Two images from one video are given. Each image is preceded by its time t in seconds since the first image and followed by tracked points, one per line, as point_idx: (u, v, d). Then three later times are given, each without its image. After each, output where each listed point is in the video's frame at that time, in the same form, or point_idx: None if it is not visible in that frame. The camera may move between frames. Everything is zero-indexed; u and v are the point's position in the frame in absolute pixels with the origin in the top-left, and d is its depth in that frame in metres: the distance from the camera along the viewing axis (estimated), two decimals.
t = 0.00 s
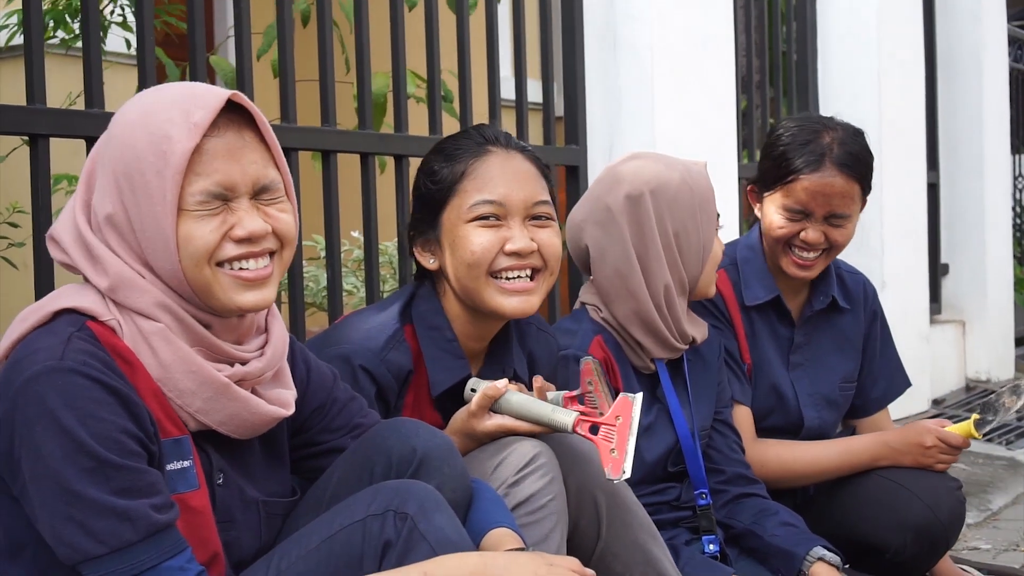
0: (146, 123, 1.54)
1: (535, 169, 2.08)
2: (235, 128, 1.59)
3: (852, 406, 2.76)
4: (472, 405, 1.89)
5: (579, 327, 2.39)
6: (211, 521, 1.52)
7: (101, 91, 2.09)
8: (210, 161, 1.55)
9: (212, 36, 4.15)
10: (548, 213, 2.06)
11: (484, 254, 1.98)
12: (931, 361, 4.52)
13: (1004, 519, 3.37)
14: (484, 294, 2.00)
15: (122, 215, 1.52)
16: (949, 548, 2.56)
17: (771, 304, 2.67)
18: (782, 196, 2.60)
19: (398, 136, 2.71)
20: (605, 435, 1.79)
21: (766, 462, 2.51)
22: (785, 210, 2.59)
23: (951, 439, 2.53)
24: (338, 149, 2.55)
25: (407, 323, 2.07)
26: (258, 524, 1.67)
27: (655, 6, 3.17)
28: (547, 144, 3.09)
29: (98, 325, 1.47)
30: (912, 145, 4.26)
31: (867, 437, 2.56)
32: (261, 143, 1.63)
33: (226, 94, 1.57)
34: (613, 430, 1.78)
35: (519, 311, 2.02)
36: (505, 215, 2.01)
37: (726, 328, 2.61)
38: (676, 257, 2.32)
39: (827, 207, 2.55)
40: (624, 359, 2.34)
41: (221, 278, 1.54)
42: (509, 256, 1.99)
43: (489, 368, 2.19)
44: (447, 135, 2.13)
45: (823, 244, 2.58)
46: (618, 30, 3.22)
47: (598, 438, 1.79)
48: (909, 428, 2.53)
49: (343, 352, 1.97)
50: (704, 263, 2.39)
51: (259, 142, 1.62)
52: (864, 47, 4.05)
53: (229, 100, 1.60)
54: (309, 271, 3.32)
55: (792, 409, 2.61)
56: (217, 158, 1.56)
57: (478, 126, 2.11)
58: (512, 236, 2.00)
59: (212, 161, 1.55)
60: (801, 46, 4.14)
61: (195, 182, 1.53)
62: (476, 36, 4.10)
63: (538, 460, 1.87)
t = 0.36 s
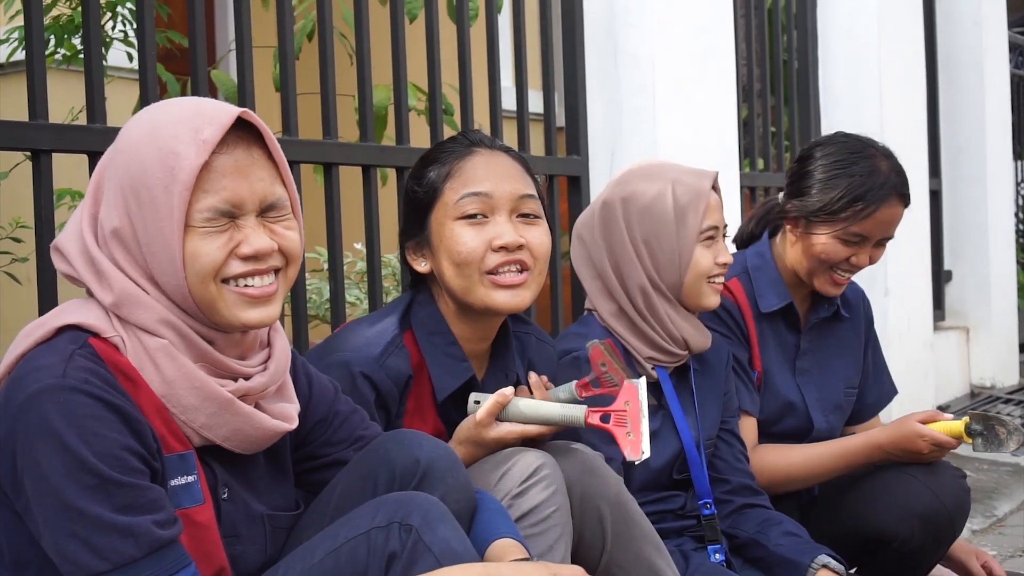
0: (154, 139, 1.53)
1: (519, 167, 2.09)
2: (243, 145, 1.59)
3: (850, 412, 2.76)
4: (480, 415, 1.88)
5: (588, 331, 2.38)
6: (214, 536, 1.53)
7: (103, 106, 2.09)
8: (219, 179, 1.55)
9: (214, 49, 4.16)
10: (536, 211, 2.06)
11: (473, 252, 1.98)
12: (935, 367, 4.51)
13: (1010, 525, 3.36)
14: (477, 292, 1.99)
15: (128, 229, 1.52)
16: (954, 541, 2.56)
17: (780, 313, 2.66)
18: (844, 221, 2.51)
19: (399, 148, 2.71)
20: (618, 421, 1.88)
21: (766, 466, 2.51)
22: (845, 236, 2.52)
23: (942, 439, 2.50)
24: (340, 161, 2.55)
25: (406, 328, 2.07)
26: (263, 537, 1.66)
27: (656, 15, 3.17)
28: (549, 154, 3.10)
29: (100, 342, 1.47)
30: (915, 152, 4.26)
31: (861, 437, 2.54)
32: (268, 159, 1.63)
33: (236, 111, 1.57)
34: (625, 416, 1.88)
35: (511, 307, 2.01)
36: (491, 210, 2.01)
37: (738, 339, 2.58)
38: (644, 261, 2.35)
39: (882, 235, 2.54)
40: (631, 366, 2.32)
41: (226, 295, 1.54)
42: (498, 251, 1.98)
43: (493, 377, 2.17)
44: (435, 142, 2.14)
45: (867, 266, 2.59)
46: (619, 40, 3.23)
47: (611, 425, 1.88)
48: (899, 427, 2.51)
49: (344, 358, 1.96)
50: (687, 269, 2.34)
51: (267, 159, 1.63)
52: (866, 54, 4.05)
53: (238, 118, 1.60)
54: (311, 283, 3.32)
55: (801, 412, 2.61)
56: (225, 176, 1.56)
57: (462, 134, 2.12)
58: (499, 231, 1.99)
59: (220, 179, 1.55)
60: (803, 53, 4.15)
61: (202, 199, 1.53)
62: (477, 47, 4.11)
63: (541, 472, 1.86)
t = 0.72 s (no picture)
0: (142, 163, 1.54)
1: (527, 193, 2.09)
2: (232, 166, 1.60)
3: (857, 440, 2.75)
4: (475, 430, 1.90)
5: (580, 347, 2.42)
6: (209, 557, 1.53)
7: (98, 127, 2.09)
8: (206, 201, 1.55)
9: (210, 70, 4.18)
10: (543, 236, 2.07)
11: (483, 280, 1.98)
12: (931, 383, 4.51)
13: (1008, 541, 3.35)
14: (484, 324, 2.01)
15: (117, 252, 1.52)
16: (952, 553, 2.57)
17: (792, 327, 2.66)
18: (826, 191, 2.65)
19: (395, 167, 2.72)
20: (606, 445, 1.81)
21: (769, 478, 2.50)
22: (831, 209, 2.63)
23: (950, 443, 2.49)
24: (336, 182, 2.55)
25: (409, 352, 2.07)
26: (258, 558, 1.65)
27: (651, 33, 3.19)
28: (544, 173, 3.10)
29: (92, 364, 1.47)
30: (910, 168, 4.27)
31: (868, 445, 2.52)
32: (258, 180, 1.64)
33: (223, 133, 1.58)
34: (615, 440, 1.81)
35: (518, 342, 2.03)
36: (501, 236, 2.01)
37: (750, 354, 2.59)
38: (599, 282, 2.46)
39: (869, 205, 2.63)
40: (620, 380, 2.35)
41: (216, 317, 1.55)
42: (509, 279, 2.00)
43: (495, 398, 2.17)
44: (437, 167, 2.13)
45: (865, 243, 2.64)
46: (613, 58, 3.24)
47: (599, 449, 1.81)
48: (906, 433, 2.49)
49: (345, 381, 1.97)
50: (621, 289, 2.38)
51: (256, 180, 1.63)
52: (860, 72, 4.07)
53: (226, 139, 1.61)
54: (308, 302, 3.33)
55: (810, 428, 2.60)
56: (214, 199, 1.56)
57: (466, 157, 2.12)
58: (509, 258, 2.00)
59: (208, 202, 1.55)
60: (798, 71, 4.17)
61: (191, 222, 1.53)
62: (473, 67, 4.13)
63: (537, 491, 1.86)
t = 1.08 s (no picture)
0: (145, 179, 1.54)
1: (529, 204, 2.09)
2: (234, 183, 1.60)
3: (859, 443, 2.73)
4: (485, 443, 1.89)
5: (585, 354, 2.41)
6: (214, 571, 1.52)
7: (105, 142, 2.10)
8: (208, 218, 1.56)
9: (218, 82, 4.20)
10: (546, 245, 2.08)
11: (488, 291, 1.99)
12: (941, 392, 4.49)
13: (1017, 551, 3.33)
14: (491, 329, 2.00)
15: (120, 268, 1.53)
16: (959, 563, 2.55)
17: (783, 338, 2.66)
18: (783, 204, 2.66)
19: (401, 178, 2.72)
20: (616, 480, 1.81)
21: (774, 489, 2.47)
22: (788, 218, 2.65)
23: (953, 450, 2.51)
24: (342, 194, 2.56)
25: (415, 362, 2.07)
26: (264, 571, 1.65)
27: (656, 43, 3.18)
28: (550, 183, 3.10)
29: (95, 380, 1.47)
30: (917, 176, 4.26)
31: (873, 457, 2.53)
32: (260, 197, 1.64)
33: (226, 150, 1.58)
34: (625, 474, 1.81)
35: (526, 342, 2.01)
36: (506, 246, 2.01)
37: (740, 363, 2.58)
38: (601, 292, 2.46)
39: (826, 209, 2.61)
40: (626, 387, 2.33)
41: (219, 333, 1.55)
42: (514, 287, 2.00)
43: (503, 409, 2.16)
44: (439, 179, 2.14)
45: (826, 249, 2.61)
46: (620, 68, 3.25)
47: (609, 482, 1.81)
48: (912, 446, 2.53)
49: (352, 393, 1.96)
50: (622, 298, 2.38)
51: (257, 195, 1.64)
52: (867, 80, 4.06)
53: (228, 156, 1.61)
54: (315, 314, 3.33)
55: (806, 438, 2.58)
56: (216, 215, 1.57)
57: (468, 168, 2.13)
58: (514, 267, 2.00)
59: (210, 219, 1.56)
60: (804, 80, 4.16)
61: (193, 239, 1.54)
62: (479, 77, 4.13)
63: (543, 502, 1.85)
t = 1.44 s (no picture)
0: (140, 172, 1.55)
1: (522, 197, 2.09)
2: (228, 171, 1.61)
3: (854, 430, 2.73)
4: (485, 435, 1.88)
5: (581, 350, 2.42)
6: (216, 563, 1.53)
7: (106, 138, 2.11)
8: (204, 206, 1.56)
9: (221, 78, 4.20)
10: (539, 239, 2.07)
11: (476, 283, 1.99)
12: (944, 384, 4.49)
13: (1020, 543, 3.32)
14: (484, 320, 2.01)
15: (118, 262, 1.54)
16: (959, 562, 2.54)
17: (767, 331, 2.67)
18: (750, 207, 2.65)
19: (402, 172, 2.72)
20: (612, 475, 1.77)
21: (774, 485, 2.48)
22: (756, 219, 2.63)
23: (955, 451, 2.52)
24: (343, 188, 2.56)
25: (415, 355, 2.07)
26: (265, 564, 1.66)
27: (657, 37, 3.18)
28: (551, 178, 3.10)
29: (97, 373, 1.48)
30: (920, 168, 4.25)
31: (872, 456, 2.54)
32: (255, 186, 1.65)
33: (219, 139, 1.59)
34: (621, 470, 1.77)
35: (514, 332, 2.01)
36: (494, 240, 2.01)
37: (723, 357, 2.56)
38: (603, 283, 2.46)
39: (792, 208, 2.59)
40: (623, 384, 2.35)
41: (219, 323, 1.55)
42: (502, 281, 1.99)
43: (502, 401, 2.17)
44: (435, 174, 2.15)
45: (795, 249, 2.59)
46: (621, 63, 3.25)
47: (605, 478, 1.76)
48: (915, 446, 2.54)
49: (355, 387, 1.97)
50: (624, 290, 2.39)
51: (251, 183, 1.64)
52: (869, 73, 4.05)
53: (222, 146, 1.62)
54: (317, 308, 3.34)
55: (796, 433, 2.58)
56: (212, 204, 1.57)
57: (462, 163, 2.13)
58: (502, 261, 2.00)
59: (206, 207, 1.56)
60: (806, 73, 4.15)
61: (190, 228, 1.54)
62: (480, 72, 4.13)
63: (543, 494, 1.86)
